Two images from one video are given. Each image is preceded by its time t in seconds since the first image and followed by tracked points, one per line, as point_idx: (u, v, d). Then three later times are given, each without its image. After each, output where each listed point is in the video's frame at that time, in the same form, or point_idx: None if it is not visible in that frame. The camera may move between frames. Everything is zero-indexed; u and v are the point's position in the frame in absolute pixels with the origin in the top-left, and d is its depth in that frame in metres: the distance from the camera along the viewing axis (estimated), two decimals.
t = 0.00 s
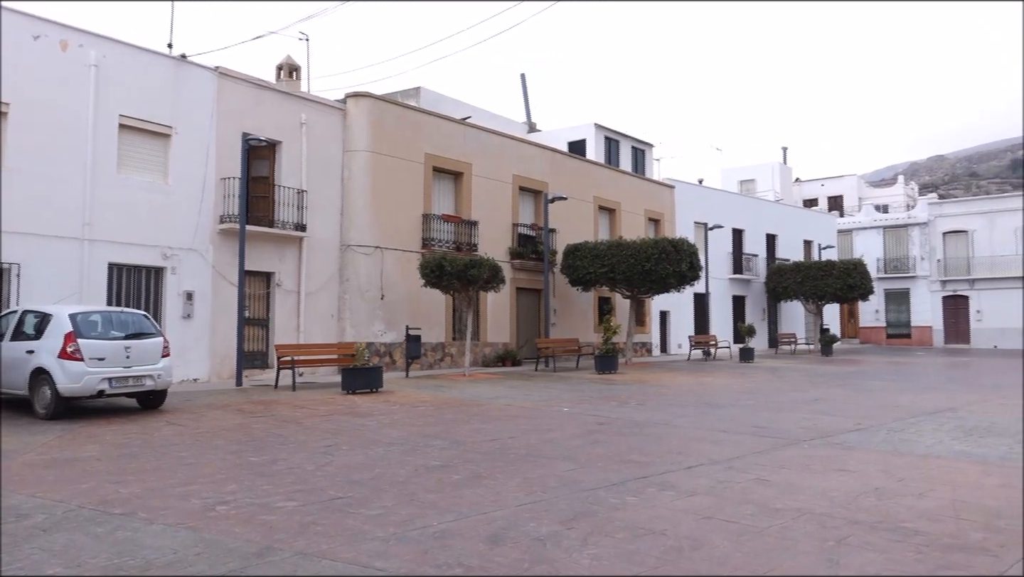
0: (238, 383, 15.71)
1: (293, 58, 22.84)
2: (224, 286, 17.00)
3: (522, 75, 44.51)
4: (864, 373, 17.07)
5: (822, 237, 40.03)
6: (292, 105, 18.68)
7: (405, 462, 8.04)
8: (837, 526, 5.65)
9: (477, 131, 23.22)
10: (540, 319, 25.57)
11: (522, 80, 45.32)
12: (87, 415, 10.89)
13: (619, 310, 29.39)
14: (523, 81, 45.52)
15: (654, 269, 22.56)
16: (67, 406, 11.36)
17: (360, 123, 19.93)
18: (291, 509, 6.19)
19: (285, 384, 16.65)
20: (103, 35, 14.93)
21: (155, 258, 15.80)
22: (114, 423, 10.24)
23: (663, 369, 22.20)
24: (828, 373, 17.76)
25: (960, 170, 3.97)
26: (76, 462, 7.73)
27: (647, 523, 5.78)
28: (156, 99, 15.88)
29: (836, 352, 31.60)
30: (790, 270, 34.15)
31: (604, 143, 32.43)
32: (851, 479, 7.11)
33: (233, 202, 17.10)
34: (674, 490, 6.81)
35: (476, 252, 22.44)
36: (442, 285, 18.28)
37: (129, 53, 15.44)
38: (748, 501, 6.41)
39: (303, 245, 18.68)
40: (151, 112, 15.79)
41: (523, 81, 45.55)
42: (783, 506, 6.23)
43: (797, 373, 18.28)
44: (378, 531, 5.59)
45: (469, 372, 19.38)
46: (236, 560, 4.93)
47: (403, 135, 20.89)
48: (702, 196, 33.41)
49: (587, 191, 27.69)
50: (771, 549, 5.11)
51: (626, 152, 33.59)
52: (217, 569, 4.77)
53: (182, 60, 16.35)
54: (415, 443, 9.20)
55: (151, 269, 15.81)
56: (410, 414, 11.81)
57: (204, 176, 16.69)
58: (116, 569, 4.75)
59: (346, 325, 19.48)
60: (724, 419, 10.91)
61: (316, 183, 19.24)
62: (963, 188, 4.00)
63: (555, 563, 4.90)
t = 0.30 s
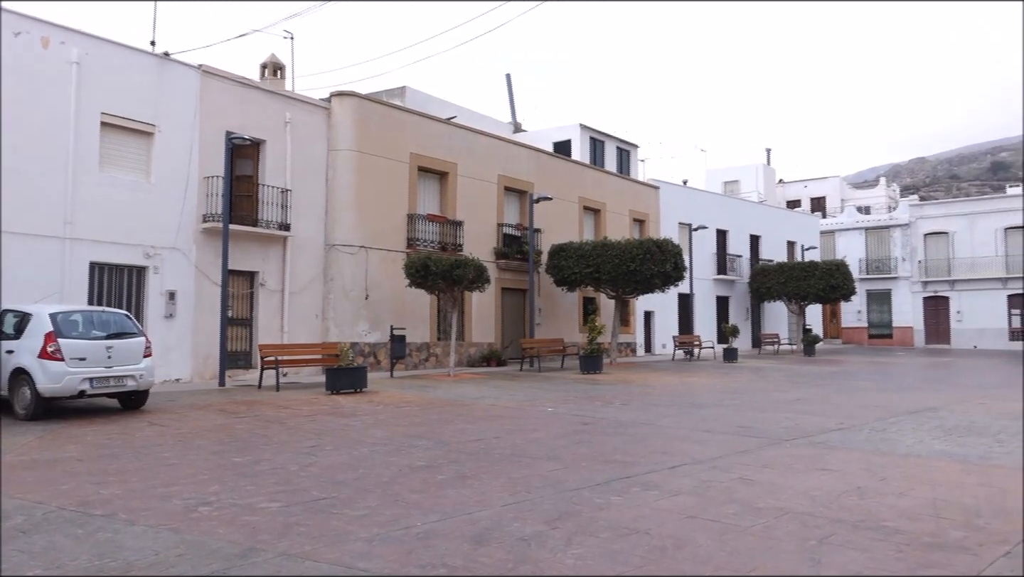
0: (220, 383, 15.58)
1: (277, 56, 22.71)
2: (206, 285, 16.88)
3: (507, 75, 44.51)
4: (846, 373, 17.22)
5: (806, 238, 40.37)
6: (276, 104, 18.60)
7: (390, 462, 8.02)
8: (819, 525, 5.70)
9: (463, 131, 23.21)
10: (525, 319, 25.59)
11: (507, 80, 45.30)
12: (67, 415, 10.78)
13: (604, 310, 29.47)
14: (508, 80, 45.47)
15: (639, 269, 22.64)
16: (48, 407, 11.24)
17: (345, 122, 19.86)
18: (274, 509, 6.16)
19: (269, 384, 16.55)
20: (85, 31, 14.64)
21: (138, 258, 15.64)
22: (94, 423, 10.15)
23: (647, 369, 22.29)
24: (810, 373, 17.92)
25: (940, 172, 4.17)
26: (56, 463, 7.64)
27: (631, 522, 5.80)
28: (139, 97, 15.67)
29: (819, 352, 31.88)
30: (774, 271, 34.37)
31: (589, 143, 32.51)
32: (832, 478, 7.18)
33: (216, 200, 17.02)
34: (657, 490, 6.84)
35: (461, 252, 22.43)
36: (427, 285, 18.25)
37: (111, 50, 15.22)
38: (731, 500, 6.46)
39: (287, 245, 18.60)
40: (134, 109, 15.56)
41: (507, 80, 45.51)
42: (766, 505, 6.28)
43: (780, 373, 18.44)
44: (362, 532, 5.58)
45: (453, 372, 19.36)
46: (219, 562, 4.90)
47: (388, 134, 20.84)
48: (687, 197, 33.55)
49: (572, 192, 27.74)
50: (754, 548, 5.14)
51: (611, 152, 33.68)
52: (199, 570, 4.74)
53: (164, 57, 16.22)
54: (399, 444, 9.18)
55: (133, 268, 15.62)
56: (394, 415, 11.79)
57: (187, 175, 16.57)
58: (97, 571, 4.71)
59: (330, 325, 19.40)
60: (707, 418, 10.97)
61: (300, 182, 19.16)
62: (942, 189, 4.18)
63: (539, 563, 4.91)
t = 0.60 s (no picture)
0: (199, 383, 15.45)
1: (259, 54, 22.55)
2: (186, 284, 16.72)
3: (490, 75, 44.48)
4: (825, 373, 17.39)
5: (787, 239, 40.70)
6: (258, 102, 18.50)
7: (372, 462, 8.00)
8: (799, 523, 5.76)
9: (445, 131, 23.17)
10: (508, 319, 25.60)
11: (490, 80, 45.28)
12: (44, 415, 10.64)
13: (586, 310, 29.55)
14: (492, 80, 45.45)
15: (622, 270, 22.73)
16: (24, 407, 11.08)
17: (328, 120, 19.78)
18: (254, 510, 6.13)
19: (250, 384, 16.45)
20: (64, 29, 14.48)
21: (117, 257, 15.48)
22: (71, 424, 10.02)
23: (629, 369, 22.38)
24: (790, 373, 18.08)
25: (918, 175, 4.32)
26: (31, 464, 7.54)
27: (612, 522, 5.83)
28: (119, 95, 15.50)
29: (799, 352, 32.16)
30: (755, 272, 34.63)
31: (572, 143, 32.59)
32: (812, 477, 7.25)
33: (198, 198, 16.84)
34: (639, 490, 6.87)
35: (443, 252, 22.39)
36: (409, 285, 18.21)
37: (91, 48, 15.08)
38: (712, 500, 6.50)
39: (269, 244, 18.49)
40: (114, 107, 15.39)
41: (491, 80, 45.48)
42: (746, 505, 6.33)
43: (761, 373, 18.59)
44: (343, 533, 5.55)
45: (435, 372, 19.34)
46: (199, 563, 4.87)
47: (371, 133, 20.77)
48: (670, 198, 33.72)
49: (555, 193, 27.79)
50: (735, 548, 5.18)
51: (594, 153, 33.79)
52: (177, 572, 4.70)
53: (145, 55, 16.09)
54: (381, 444, 9.15)
55: (112, 268, 15.45)
56: (376, 415, 11.76)
57: (167, 173, 16.43)
58: (74, 573, 4.66)
59: (311, 324, 19.30)
60: (688, 418, 11.04)
61: (282, 180, 19.05)
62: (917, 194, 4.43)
63: (521, 562, 4.92)
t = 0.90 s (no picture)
0: (183, 383, 15.33)
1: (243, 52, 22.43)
2: (169, 284, 16.61)
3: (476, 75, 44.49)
4: (807, 373, 17.53)
5: (770, 240, 40.96)
6: (242, 100, 18.39)
7: (356, 463, 7.98)
8: (782, 522, 5.80)
9: (431, 130, 23.14)
10: (493, 319, 25.59)
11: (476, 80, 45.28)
12: (23, 415, 10.52)
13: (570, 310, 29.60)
14: (478, 80, 45.42)
15: (607, 270, 22.79)
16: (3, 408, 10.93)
17: (312, 119, 19.70)
18: (237, 511, 6.09)
19: (233, 384, 16.34)
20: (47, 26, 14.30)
21: (99, 256, 15.32)
22: (51, 425, 9.90)
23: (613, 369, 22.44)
24: (772, 373, 18.20)
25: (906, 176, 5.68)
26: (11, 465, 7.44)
27: (597, 521, 5.85)
28: (100, 92, 15.31)
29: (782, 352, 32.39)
30: (739, 272, 34.83)
31: (557, 144, 32.65)
32: (794, 476, 7.31)
33: (180, 198, 16.72)
34: (623, 490, 6.89)
35: (428, 252, 22.34)
36: (395, 285, 18.18)
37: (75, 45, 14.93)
38: (696, 499, 6.53)
39: (253, 243, 18.39)
40: (96, 106, 15.22)
41: (477, 80, 45.45)
42: (729, 504, 6.37)
43: (744, 373, 18.72)
44: (328, 533, 5.54)
45: (421, 373, 19.31)
46: (181, 565, 4.83)
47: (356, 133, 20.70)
48: (654, 199, 33.87)
49: (540, 193, 27.82)
50: (719, 547, 5.21)
51: (579, 154, 33.88)
52: (160, 574, 4.67)
53: (127, 53, 15.93)
54: (365, 444, 9.13)
55: (93, 267, 15.28)
56: (361, 415, 11.73)
57: (150, 172, 16.25)
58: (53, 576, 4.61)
59: (295, 324, 19.21)
60: (671, 418, 11.09)
61: (266, 180, 18.95)
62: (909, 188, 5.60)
63: (505, 562, 4.92)
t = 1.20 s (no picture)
0: (162, 384, 15.18)
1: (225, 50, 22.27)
2: (150, 283, 16.50)
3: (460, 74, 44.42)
4: (788, 373, 17.67)
5: (752, 241, 41.26)
6: (224, 98, 18.25)
7: (338, 464, 7.95)
8: (762, 521, 5.85)
9: (414, 130, 23.08)
10: (476, 319, 25.58)
11: (459, 79, 45.22)
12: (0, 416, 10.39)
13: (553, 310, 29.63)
14: (461, 80, 45.34)
15: (590, 270, 22.85)
16: None
17: (295, 118, 19.60)
18: (217, 512, 6.05)
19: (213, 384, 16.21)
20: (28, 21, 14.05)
21: (77, 254, 15.11)
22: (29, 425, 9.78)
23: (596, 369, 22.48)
24: (753, 373, 18.32)
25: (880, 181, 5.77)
26: None
27: (580, 521, 5.87)
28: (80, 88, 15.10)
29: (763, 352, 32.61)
30: (721, 273, 35.03)
31: (541, 144, 32.66)
32: (774, 476, 7.37)
33: (160, 196, 16.56)
34: (605, 489, 6.92)
35: (411, 252, 22.28)
36: (377, 285, 18.12)
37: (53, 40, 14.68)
38: (677, 499, 6.57)
39: (234, 242, 18.27)
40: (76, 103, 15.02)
41: (461, 79, 45.36)
42: (710, 503, 6.41)
43: (726, 373, 18.84)
44: (309, 534, 5.52)
45: (403, 372, 19.26)
46: (160, 566, 4.80)
47: (339, 132, 20.60)
48: (637, 200, 33.99)
49: (523, 193, 27.84)
50: (700, 546, 5.24)
51: (562, 154, 33.92)
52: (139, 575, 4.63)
53: (107, 49, 15.69)
54: (347, 445, 9.09)
55: (72, 266, 15.07)
56: (343, 415, 11.69)
57: (130, 169, 16.15)
58: None
59: (277, 324, 19.11)
60: (654, 417, 11.14)
61: (248, 179, 18.84)
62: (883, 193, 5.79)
63: (487, 562, 4.93)
